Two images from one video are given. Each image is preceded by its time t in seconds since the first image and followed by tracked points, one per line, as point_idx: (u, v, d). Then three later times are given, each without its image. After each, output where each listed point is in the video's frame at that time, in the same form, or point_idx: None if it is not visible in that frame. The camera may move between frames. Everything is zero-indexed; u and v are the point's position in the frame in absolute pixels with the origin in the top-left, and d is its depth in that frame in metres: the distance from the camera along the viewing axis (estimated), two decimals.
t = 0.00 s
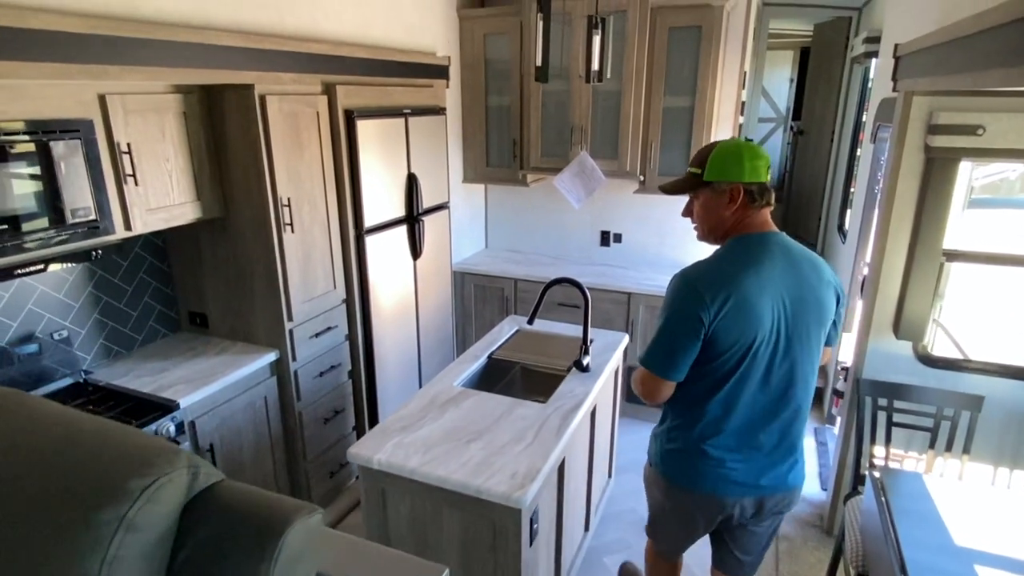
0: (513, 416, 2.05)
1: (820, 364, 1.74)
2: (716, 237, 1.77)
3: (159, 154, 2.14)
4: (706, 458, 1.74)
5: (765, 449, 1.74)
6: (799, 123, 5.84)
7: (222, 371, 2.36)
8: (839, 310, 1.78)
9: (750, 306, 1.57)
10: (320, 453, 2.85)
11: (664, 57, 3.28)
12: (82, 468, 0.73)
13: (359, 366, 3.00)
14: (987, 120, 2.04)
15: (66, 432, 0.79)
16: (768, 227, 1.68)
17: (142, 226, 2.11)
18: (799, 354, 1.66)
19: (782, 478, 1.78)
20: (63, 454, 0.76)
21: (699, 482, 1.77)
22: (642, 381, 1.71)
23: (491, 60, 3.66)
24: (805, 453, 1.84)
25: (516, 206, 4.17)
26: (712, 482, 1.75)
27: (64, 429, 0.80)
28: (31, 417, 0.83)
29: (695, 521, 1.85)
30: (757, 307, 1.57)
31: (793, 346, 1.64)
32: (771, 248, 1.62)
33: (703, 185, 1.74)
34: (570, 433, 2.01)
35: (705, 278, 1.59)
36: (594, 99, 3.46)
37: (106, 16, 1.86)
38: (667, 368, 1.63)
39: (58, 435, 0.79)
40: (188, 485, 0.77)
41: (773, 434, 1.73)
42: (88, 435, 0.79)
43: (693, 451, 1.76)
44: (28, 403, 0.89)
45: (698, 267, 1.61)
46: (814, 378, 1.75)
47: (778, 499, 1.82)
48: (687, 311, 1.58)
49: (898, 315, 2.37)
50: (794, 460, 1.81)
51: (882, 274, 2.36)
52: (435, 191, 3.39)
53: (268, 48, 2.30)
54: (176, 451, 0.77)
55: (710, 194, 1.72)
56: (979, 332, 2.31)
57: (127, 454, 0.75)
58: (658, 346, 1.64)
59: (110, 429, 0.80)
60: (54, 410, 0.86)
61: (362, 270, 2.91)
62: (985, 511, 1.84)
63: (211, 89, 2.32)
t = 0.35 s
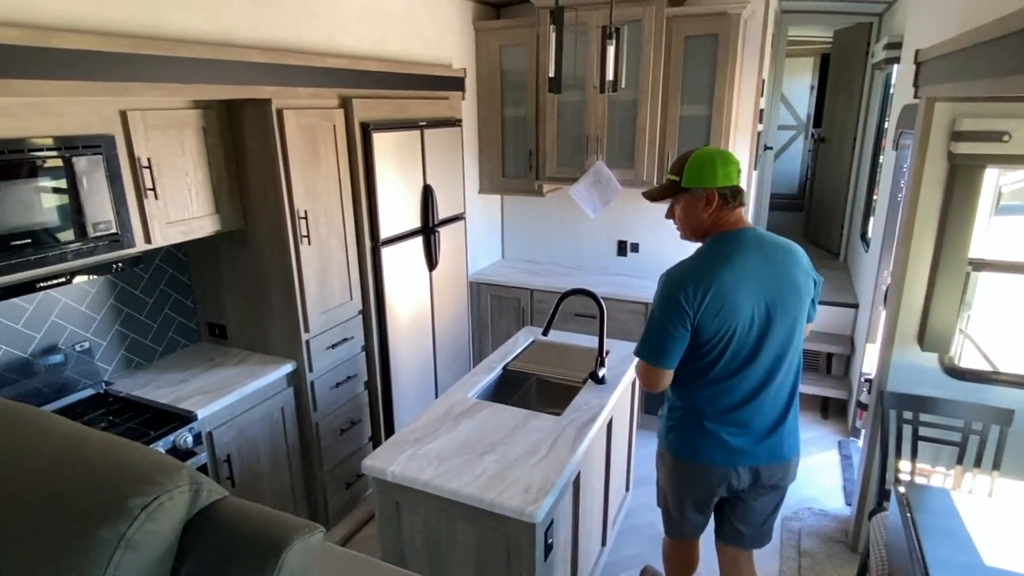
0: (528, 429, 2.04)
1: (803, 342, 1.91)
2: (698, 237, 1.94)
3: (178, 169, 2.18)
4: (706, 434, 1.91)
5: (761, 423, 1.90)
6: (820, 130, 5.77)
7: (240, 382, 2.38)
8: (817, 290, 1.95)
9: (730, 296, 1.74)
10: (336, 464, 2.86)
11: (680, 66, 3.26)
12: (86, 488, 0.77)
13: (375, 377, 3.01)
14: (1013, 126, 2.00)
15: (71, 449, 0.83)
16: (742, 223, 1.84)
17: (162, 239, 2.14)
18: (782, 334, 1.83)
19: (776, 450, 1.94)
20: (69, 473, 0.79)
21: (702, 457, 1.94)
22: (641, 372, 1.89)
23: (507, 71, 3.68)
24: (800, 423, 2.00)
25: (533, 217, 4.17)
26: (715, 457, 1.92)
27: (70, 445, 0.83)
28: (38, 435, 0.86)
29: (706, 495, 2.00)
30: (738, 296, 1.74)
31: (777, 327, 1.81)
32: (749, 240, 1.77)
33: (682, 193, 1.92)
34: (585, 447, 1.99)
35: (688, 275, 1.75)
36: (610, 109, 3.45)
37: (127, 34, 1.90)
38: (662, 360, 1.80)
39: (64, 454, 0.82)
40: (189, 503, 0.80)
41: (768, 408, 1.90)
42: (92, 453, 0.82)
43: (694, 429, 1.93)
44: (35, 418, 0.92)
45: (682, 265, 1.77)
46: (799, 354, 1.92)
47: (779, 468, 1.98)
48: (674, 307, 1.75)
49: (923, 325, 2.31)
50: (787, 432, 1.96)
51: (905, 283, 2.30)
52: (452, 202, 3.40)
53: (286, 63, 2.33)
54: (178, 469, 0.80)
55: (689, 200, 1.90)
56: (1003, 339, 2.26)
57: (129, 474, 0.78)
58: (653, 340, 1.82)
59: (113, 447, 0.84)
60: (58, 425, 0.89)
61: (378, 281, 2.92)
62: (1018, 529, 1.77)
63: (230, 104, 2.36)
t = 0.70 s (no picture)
0: (544, 439, 2.04)
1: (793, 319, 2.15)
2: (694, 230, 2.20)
3: (198, 183, 2.22)
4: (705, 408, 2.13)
5: (755, 395, 2.12)
6: (833, 137, 5.75)
7: (258, 392, 2.41)
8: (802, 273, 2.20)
9: (724, 279, 1.98)
10: (353, 474, 2.87)
11: (692, 74, 3.27)
12: (123, 502, 0.78)
13: (390, 387, 3.02)
14: None
15: (105, 466, 0.84)
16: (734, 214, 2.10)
17: (182, 252, 2.18)
18: (772, 312, 2.07)
19: (772, 417, 2.17)
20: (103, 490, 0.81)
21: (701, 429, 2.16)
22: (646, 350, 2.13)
23: (519, 82, 3.70)
24: (791, 398, 2.22)
25: (545, 226, 4.18)
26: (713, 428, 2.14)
27: (102, 463, 0.85)
28: (75, 449, 0.89)
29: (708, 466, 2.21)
30: (731, 279, 1.98)
31: (767, 306, 2.05)
32: (738, 230, 2.02)
33: (679, 188, 2.16)
34: (601, 457, 1.98)
35: (687, 262, 1.99)
36: (622, 119, 3.47)
37: (149, 52, 1.94)
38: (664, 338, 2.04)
39: (96, 471, 0.84)
40: (222, 516, 0.82)
41: (761, 384, 2.12)
42: (125, 469, 0.83)
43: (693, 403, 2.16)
44: (66, 434, 0.94)
45: (678, 256, 2.02)
46: (791, 331, 2.15)
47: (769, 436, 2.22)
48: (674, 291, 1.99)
49: (941, 333, 2.29)
50: (783, 402, 2.19)
51: (923, 290, 2.29)
52: (465, 212, 3.42)
53: (303, 78, 2.37)
54: (211, 482, 0.82)
55: (686, 194, 2.14)
56: None
57: (163, 487, 0.80)
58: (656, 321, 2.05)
59: (147, 461, 0.85)
60: (87, 443, 0.91)
61: (393, 292, 2.94)
62: None
63: (249, 118, 2.40)
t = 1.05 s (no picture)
0: (549, 455, 2.04)
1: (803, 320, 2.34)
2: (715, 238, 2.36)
3: (207, 201, 2.24)
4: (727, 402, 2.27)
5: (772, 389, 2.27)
6: (837, 150, 5.77)
7: (265, 408, 2.42)
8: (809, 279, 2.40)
9: (754, 279, 2.13)
10: (358, 490, 2.87)
11: (695, 91, 3.29)
12: (138, 526, 0.80)
13: (396, 402, 3.03)
14: None
15: (118, 488, 0.86)
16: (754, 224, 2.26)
17: (191, 269, 2.20)
18: (790, 312, 2.24)
19: (785, 411, 2.33)
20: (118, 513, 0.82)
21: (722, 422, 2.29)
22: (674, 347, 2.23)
23: (523, 98, 3.74)
24: (798, 391, 2.40)
25: (550, 240, 4.20)
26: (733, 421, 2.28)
27: (116, 484, 0.86)
28: (90, 472, 0.90)
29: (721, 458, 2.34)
30: (759, 279, 2.14)
31: (786, 305, 2.22)
32: (762, 236, 2.19)
33: (705, 199, 2.31)
34: (607, 474, 1.98)
35: (717, 263, 2.14)
36: (626, 135, 3.49)
37: (160, 74, 1.97)
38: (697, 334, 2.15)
39: (110, 492, 0.85)
40: (234, 539, 0.82)
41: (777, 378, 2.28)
42: (139, 489, 0.85)
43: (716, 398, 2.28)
44: (77, 450, 0.96)
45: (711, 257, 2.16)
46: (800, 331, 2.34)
47: (782, 427, 2.38)
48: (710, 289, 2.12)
49: (947, 349, 2.28)
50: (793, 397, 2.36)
51: (929, 305, 2.29)
52: (470, 227, 3.45)
53: (311, 97, 2.40)
54: (223, 505, 0.83)
55: (711, 205, 2.30)
56: None
57: (175, 509, 0.81)
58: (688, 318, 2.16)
59: (161, 484, 0.87)
60: (98, 463, 0.92)
61: (399, 307, 2.96)
62: None
63: (257, 137, 2.43)
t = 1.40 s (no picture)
0: (543, 471, 2.04)
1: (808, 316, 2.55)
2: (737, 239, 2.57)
3: (201, 217, 2.25)
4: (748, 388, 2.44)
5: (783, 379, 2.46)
6: (829, 164, 5.83)
7: (258, 424, 2.41)
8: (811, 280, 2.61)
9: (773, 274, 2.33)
10: (351, 505, 2.86)
11: (687, 106, 3.32)
12: (127, 548, 0.80)
13: (390, 417, 3.02)
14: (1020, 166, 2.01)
15: (108, 508, 0.87)
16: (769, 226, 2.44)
17: (184, 284, 2.20)
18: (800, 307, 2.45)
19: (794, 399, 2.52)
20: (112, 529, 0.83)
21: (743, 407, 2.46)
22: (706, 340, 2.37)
23: (517, 113, 3.77)
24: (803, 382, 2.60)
25: (544, 254, 4.22)
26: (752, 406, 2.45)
27: (111, 504, 0.88)
28: (80, 493, 0.90)
29: (727, 435, 2.53)
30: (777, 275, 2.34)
31: (798, 300, 2.42)
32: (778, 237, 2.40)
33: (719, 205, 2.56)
34: (600, 490, 1.98)
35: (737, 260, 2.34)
36: (619, 151, 3.52)
37: (155, 91, 1.98)
38: (728, 325, 2.31)
39: (103, 509, 0.87)
40: (222, 562, 0.83)
41: (789, 366, 2.47)
42: (133, 507, 0.87)
43: (738, 386, 2.44)
44: (66, 471, 0.97)
45: (735, 254, 2.34)
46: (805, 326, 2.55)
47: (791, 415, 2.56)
48: (736, 283, 2.29)
49: (938, 363, 2.30)
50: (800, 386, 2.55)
51: (919, 321, 2.31)
52: (465, 241, 3.46)
53: (305, 114, 2.42)
54: (212, 529, 0.84)
55: (723, 210, 2.54)
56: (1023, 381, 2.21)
57: (165, 531, 0.82)
58: (717, 311, 2.33)
59: (151, 507, 0.87)
60: (92, 484, 0.93)
61: (393, 321, 2.96)
62: None
63: (252, 152, 2.44)
